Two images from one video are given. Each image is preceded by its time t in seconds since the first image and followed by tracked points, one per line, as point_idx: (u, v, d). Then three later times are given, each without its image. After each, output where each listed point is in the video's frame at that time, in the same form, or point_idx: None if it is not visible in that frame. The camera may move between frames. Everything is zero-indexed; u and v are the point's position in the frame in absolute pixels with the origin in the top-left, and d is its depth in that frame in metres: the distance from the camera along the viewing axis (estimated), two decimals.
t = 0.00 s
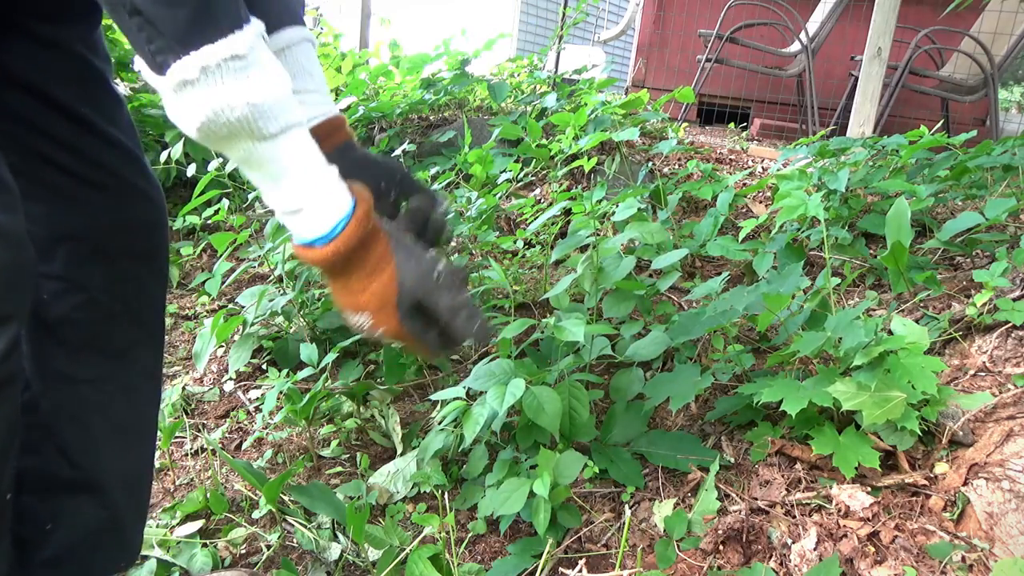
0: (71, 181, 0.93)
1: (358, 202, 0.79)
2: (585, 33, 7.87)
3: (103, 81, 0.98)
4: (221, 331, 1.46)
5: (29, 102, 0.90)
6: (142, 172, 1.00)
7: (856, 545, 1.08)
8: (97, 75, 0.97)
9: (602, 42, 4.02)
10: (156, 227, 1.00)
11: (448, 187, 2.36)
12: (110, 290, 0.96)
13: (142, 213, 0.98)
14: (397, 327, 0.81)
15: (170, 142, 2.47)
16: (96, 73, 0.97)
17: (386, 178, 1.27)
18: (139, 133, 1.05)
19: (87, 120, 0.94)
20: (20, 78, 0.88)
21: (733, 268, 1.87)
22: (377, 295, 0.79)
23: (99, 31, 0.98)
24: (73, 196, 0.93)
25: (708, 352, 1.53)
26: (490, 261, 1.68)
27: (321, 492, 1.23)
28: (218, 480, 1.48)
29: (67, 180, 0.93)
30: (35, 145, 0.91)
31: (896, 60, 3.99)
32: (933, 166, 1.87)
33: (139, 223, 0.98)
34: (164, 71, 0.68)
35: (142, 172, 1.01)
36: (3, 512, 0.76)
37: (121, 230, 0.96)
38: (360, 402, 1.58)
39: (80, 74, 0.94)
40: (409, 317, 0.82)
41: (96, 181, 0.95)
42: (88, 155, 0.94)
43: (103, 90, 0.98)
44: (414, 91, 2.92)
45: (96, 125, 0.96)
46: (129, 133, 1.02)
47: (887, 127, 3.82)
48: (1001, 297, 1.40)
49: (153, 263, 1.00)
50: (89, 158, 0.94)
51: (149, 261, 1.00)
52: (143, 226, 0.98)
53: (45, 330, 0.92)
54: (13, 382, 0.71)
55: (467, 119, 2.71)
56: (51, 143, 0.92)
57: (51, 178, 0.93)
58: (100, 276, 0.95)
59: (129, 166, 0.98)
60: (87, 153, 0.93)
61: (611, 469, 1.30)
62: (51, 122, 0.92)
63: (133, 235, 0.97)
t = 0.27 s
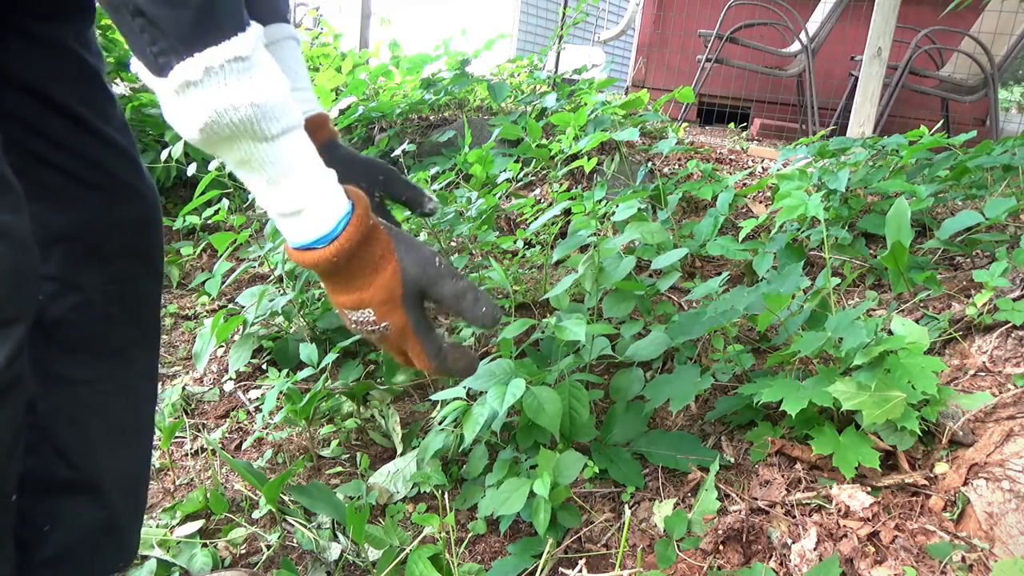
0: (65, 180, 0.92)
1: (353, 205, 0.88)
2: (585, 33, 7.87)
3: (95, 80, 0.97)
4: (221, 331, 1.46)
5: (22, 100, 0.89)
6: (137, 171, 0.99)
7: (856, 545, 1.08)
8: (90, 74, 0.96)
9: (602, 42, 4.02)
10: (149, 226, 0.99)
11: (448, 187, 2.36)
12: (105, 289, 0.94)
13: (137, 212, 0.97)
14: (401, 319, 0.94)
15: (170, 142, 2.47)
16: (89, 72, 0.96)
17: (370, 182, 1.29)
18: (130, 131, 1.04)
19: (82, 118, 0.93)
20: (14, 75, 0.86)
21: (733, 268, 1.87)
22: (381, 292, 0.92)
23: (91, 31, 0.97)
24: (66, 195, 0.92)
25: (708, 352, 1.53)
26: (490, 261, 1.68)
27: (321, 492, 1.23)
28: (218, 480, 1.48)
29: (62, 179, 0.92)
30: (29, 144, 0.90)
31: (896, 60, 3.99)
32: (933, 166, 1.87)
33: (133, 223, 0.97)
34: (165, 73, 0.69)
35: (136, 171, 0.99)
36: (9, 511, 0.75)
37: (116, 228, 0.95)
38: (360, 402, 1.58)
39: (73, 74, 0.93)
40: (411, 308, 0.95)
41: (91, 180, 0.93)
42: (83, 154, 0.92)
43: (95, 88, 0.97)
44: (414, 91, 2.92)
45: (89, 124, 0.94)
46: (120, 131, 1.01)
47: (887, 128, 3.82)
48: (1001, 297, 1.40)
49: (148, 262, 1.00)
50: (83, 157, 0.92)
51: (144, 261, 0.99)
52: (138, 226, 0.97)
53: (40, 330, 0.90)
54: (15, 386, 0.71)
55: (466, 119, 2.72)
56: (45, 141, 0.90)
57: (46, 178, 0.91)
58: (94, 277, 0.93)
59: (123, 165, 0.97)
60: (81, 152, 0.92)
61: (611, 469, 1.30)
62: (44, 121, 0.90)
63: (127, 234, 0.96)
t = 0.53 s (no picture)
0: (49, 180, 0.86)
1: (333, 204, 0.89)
2: (584, 33, 7.88)
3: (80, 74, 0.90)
4: (221, 331, 1.46)
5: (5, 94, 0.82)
6: (123, 169, 0.94)
7: (856, 545, 1.08)
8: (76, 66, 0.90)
9: (602, 42, 4.02)
10: (138, 227, 0.95)
11: (448, 187, 2.36)
12: (93, 288, 0.89)
13: (126, 212, 0.93)
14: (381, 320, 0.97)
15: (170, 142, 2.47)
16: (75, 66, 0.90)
17: (330, 170, 1.39)
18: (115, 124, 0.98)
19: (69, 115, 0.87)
20: None
21: (733, 268, 1.87)
22: (366, 293, 0.93)
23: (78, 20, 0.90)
24: (50, 196, 0.86)
25: (708, 352, 1.53)
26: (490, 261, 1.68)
27: (321, 492, 1.23)
28: (218, 480, 1.48)
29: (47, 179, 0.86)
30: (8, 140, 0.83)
31: (896, 60, 3.99)
32: (933, 166, 1.87)
33: (122, 223, 0.92)
34: (149, 57, 0.70)
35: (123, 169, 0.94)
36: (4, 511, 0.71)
37: (106, 230, 0.90)
38: (360, 402, 1.58)
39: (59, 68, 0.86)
40: (389, 309, 0.98)
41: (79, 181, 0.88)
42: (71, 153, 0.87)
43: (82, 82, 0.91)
44: (414, 91, 2.92)
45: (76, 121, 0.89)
46: (104, 126, 0.95)
47: (886, 128, 3.82)
48: (1001, 297, 1.40)
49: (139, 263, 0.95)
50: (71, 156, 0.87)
51: (134, 261, 0.94)
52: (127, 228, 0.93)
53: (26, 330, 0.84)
54: (13, 392, 0.71)
55: (467, 119, 2.72)
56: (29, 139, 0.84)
57: (31, 179, 0.85)
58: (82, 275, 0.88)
59: (112, 164, 0.92)
60: (69, 152, 0.86)
61: (611, 469, 1.30)
62: (27, 117, 0.84)
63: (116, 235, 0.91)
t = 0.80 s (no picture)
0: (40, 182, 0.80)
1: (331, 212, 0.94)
2: (585, 32, 7.88)
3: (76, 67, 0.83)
4: (221, 331, 1.46)
5: None
6: (114, 166, 0.88)
7: (857, 545, 1.08)
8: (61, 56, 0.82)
9: (602, 42, 4.02)
10: (131, 228, 0.89)
11: (448, 187, 2.36)
12: (87, 291, 0.84)
13: (117, 213, 0.87)
14: (370, 330, 1.02)
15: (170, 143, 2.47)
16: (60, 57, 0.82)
17: (318, 154, 1.35)
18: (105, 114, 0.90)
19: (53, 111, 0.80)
20: None
21: (733, 268, 1.87)
22: (357, 301, 0.99)
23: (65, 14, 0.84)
24: (36, 197, 0.80)
25: (708, 352, 1.53)
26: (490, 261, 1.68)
27: (321, 492, 1.23)
28: (218, 480, 1.48)
29: (40, 181, 0.80)
30: None
31: (896, 60, 3.99)
32: (933, 166, 1.87)
33: (113, 225, 0.86)
34: (158, 50, 0.72)
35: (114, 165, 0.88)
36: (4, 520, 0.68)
37: (98, 232, 0.84)
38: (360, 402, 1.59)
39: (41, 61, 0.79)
40: (378, 319, 1.03)
41: (67, 182, 0.82)
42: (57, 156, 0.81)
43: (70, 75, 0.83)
44: (414, 91, 2.92)
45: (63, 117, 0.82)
46: (93, 118, 0.87)
47: (887, 127, 3.82)
48: (1002, 297, 1.39)
49: (131, 265, 0.90)
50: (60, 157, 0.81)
51: (126, 262, 0.88)
52: (118, 231, 0.87)
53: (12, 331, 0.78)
54: (14, 401, 0.70)
55: (467, 119, 2.72)
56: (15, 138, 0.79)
57: (24, 183, 0.79)
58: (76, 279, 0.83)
59: (102, 163, 0.86)
60: (55, 151, 0.80)
61: (611, 469, 1.30)
62: (16, 115, 0.79)
63: (108, 236, 0.86)
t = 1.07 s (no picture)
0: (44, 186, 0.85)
1: (357, 196, 0.93)
2: (585, 33, 7.88)
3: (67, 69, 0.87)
4: (221, 331, 1.46)
5: None
6: (112, 168, 0.92)
7: (857, 545, 1.08)
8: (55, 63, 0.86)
9: (602, 42, 4.02)
10: (129, 229, 0.94)
11: (448, 187, 2.36)
12: (89, 296, 0.89)
13: (116, 215, 0.92)
14: (397, 311, 0.95)
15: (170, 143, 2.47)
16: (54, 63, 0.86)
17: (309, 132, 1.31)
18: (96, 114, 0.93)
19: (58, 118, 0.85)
20: None
21: (733, 268, 1.87)
22: (383, 281, 0.93)
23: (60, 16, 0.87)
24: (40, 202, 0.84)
25: (708, 352, 1.53)
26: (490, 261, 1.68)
27: (321, 492, 1.23)
28: (218, 480, 1.48)
29: (45, 183, 0.85)
30: None
31: (896, 60, 3.99)
32: (933, 166, 1.87)
33: (112, 225, 0.91)
34: (197, 42, 0.75)
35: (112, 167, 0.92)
36: (35, 522, 0.73)
37: (99, 233, 0.89)
38: (360, 402, 1.59)
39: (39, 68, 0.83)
40: (404, 301, 0.96)
41: (71, 186, 0.86)
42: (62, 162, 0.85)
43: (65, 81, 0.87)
44: (414, 91, 2.92)
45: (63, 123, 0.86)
46: (87, 121, 0.91)
47: (887, 127, 3.82)
48: (1002, 298, 1.39)
49: (131, 264, 0.94)
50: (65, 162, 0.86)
51: (125, 264, 0.93)
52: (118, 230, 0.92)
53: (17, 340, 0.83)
54: (38, 418, 0.69)
55: (466, 119, 2.72)
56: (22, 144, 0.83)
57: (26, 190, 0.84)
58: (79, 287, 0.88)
59: (102, 166, 0.90)
60: (59, 156, 0.85)
61: (611, 469, 1.30)
62: (20, 122, 0.82)
63: (108, 237, 0.90)
